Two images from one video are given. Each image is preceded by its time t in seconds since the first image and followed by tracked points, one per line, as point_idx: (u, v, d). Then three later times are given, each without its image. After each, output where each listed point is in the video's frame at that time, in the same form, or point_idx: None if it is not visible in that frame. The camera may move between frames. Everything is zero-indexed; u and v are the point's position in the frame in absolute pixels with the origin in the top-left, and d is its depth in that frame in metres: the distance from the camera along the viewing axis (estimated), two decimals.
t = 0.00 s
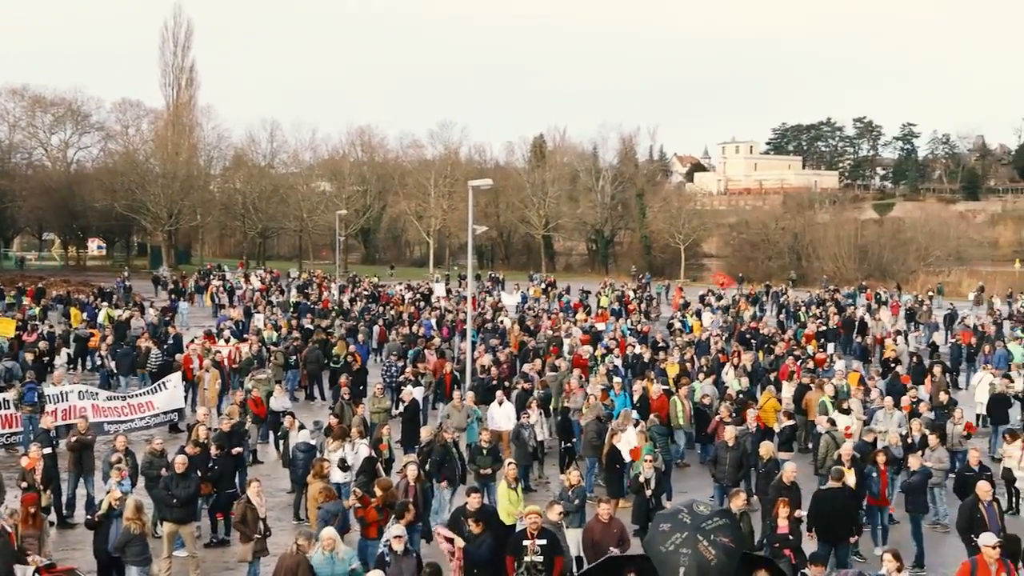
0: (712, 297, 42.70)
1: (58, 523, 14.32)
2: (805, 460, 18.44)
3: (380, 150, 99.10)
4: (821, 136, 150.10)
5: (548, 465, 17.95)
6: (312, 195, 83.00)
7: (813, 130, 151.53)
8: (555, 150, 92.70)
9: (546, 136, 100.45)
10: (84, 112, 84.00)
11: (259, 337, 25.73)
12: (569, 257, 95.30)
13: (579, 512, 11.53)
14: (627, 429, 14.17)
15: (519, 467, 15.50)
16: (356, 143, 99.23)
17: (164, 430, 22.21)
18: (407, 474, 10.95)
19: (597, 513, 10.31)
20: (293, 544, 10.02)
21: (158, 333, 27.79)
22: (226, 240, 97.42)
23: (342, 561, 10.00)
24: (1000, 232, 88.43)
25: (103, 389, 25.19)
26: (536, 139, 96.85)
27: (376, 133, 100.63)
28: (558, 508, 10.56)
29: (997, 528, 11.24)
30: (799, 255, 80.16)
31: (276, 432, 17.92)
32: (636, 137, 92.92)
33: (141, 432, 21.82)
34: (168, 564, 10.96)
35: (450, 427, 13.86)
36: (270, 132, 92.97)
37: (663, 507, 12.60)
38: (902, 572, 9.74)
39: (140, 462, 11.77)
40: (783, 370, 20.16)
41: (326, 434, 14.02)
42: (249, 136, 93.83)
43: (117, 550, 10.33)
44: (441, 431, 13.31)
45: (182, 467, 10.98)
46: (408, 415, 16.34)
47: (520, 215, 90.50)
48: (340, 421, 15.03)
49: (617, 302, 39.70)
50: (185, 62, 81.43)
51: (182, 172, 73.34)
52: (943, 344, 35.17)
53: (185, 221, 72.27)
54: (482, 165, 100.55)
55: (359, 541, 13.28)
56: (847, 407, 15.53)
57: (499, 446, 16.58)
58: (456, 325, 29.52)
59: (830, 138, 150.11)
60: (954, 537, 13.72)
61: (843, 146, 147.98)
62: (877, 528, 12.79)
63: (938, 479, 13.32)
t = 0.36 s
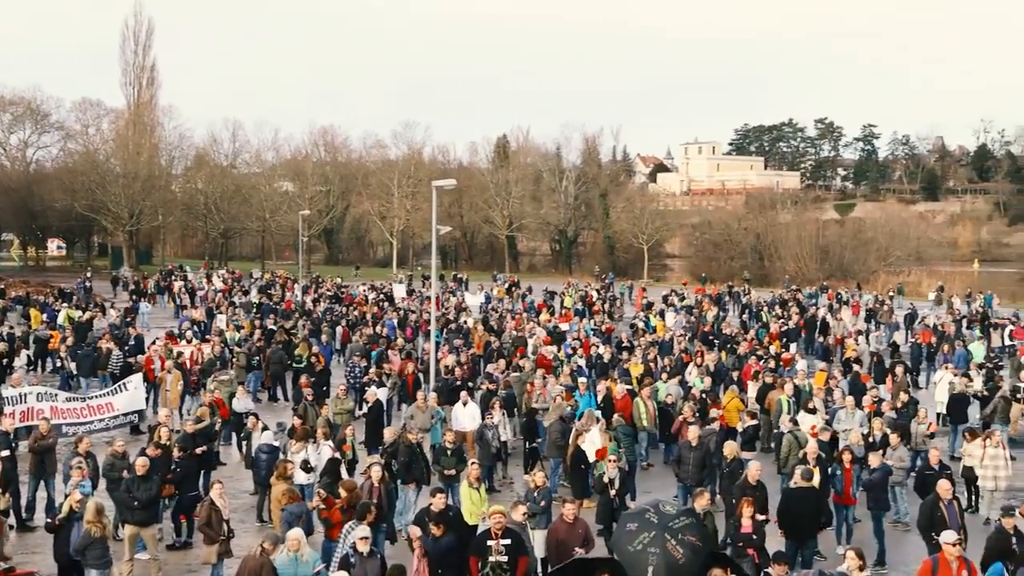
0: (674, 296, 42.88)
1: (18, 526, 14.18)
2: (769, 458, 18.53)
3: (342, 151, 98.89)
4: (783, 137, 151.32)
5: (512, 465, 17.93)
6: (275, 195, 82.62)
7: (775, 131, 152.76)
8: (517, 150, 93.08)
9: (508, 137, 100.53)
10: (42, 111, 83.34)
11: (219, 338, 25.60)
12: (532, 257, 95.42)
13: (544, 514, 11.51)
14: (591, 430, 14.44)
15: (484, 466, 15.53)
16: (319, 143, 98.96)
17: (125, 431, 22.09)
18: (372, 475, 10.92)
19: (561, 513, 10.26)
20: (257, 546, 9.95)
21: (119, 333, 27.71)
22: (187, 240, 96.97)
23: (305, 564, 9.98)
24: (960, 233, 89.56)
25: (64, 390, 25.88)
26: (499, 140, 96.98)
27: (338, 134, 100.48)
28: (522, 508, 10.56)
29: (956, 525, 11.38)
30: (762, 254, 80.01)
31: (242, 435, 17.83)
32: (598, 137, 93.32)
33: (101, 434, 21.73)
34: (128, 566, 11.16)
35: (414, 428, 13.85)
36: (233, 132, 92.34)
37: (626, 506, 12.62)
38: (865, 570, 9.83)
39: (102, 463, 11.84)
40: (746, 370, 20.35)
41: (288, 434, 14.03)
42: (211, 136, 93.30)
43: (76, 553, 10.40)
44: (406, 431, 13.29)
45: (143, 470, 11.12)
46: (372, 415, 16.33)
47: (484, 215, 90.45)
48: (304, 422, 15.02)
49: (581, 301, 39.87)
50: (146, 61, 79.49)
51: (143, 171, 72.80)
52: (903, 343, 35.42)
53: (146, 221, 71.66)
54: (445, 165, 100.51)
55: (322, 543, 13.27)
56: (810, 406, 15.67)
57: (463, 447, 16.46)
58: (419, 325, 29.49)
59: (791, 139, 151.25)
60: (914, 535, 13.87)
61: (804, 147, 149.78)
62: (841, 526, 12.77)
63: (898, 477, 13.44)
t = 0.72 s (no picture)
0: (639, 296, 42.98)
1: None
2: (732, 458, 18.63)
3: (305, 150, 98.34)
4: (745, 137, 152.38)
5: (475, 466, 17.93)
6: (238, 195, 82.15)
7: (738, 133, 153.99)
8: (482, 150, 93.17)
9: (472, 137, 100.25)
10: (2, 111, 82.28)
11: (182, 339, 25.49)
12: (496, 257, 95.47)
13: (508, 514, 11.51)
14: (556, 430, 14.45)
15: (447, 467, 15.55)
16: (282, 143, 98.38)
17: (87, 433, 21.95)
18: (335, 476, 10.93)
19: (524, 512, 10.24)
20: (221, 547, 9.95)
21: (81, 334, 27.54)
22: (149, 240, 96.23)
23: (269, 565, 9.92)
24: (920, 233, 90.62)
25: (24, 392, 25.92)
26: (464, 140, 96.95)
27: (301, 133, 99.82)
28: (486, 509, 10.55)
29: (918, 523, 11.47)
30: (724, 254, 80.31)
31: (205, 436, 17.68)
32: (562, 138, 94.01)
33: (63, 436, 21.61)
34: (90, 568, 11.20)
35: (379, 428, 13.85)
36: (195, 131, 91.53)
37: (590, 506, 12.69)
38: (828, 567, 9.86)
39: (63, 465, 11.86)
40: (710, 370, 20.49)
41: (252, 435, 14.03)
42: (172, 136, 92.54)
43: (37, 556, 10.40)
44: (370, 432, 13.30)
45: (104, 472, 11.18)
46: (336, 415, 16.23)
47: (448, 216, 90.39)
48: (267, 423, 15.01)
49: (546, 302, 40.03)
50: (107, 60, 77.98)
51: (104, 171, 72.17)
52: (864, 344, 35.80)
53: (107, 221, 71.11)
54: (409, 165, 100.25)
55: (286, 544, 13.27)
56: (774, 406, 15.83)
57: (427, 448, 16.47)
58: (382, 327, 29.49)
59: (753, 139, 152.25)
60: (876, 533, 13.97)
61: (766, 147, 150.56)
62: (804, 524, 12.85)
63: (861, 476, 13.53)
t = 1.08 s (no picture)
0: (610, 296, 43.14)
1: None
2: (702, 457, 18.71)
3: (274, 150, 97.88)
4: (715, 137, 153.60)
5: (446, 466, 17.91)
6: (208, 194, 81.77)
7: (707, 132, 155.00)
8: (452, 150, 93.15)
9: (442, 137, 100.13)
10: None
11: (150, 339, 25.36)
12: (467, 257, 95.58)
13: (480, 514, 11.53)
14: (527, 429, 14.45)
15: (419, 467, 15.53)
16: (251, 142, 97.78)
17: (54, 434, 21.80)
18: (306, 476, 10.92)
19: (495, 512, 10.20)
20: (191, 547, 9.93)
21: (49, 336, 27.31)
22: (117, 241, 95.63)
23: (241, 565, 9.84)
24: (888, 233, 91.57)
25: None
26: (433, 140, 96.95)
27: (270, 133, 99.36)
28: (459, 509, 10.53)
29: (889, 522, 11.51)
30: (695, 255, 80.76)
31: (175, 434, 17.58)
32: (532, 137, 94.54)
33: (30, 436, 21.46)
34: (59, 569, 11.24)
35: (349, 428, 13.85)
36: (164, 131, 90.86)
37: (561, 506, 12.76)
38: (799, 564, 9.85)
39: (30, 468, 12.20)
40: (680, 370, 20.59)
41: (222, 436, 14.01)
42: (140, 134, 91.91)
43: (6, 557, 10.37)
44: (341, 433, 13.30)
45: (73, 473, 11.22)
46: (307, 415, 16.18)
47: (418, 216, 90.40)
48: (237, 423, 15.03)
49: (516, 302, 40.25)
50: (74, 59, 77.50)
51: (72, 170, 71.46)
52: (833, 343, 36.13)
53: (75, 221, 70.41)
54: (379, 164, 100.14)
55: (256, 544, 13.25)
56: (745, 405, 15.97)
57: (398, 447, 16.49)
58: (352, 326, 29.43)
59: (723, 139, 153.63)
60: (845, 531, 14.06)
61: (736, 147, 152.29)
62: (774, 522, 12.92)
63: (830, 473, 13.61)
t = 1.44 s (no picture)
0: (587, 295, 43.41)
1: None
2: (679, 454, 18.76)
3: (251, 149, 97.74)
4: (692, 137, 155.09)
5: (423, 465, 17.92)
6: (184, 193, 81.66)
7: (683, 131, 156.43)
8: (429, 150, 93.34)
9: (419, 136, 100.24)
10: None
11: (126, 339, 25.30)
12: (444, 257, 96.00)
13: (458, 514, 11.53)
14: (505, 428, 14.47)
15: (397, 466, 15.54)
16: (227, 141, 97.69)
17: (29, 435, 21.72)
18: (282, 477, 10.90)
19: (474, 512, 10.13)
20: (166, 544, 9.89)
21: (25, 336, 27.21)
22: (92, 240, 95.28)
23: (219, 567, 9.78)
24: (863, 232, 92.69)
25: None
26: (410, 139, 97.16)
27: (246, 132, 99.25)
28: (437, 508, 10.47)
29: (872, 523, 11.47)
30: (671, 254, 80.80)
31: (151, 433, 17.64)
32: (509, 137, 94.96)
33: (5, 438, 21.35)
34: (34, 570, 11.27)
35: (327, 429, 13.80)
36: (140, 129, 90.60)
37: (538, 504, 12.81)
38: (776, 563, 9.78)
39: (5, 469, 12.30)
40: (658, 369, 20.67)
41: (199, 436, 14.03)
42: (115, 133, 91.67)
43: None
44: (320, 432, 13.26)
45: (49, 474, 11.25)
46: (283, 414, 16.22)
47: (396, 215, 90.53)
48: (214, 423, 15.08)
49: (494, 301, 40.53)
50: (48, 57, 77.73)
51: (47, 169, 71.17)
52: (809, 342, 36.45)
53: (50, 220, 70.11)
54: (356, 164, 100.30)
55: (234, 544, 13.26)
56: (722, 404, 16.10)
57: (377, 447, 16.55)
58: (330, 324, 29.39)
59: (699, 139, 155.52)
60: (822, 530, 14.12)
61: (712, 147, 154.54)
62: (752, 521, 12.95)
63: (808, 471, 13.66)
